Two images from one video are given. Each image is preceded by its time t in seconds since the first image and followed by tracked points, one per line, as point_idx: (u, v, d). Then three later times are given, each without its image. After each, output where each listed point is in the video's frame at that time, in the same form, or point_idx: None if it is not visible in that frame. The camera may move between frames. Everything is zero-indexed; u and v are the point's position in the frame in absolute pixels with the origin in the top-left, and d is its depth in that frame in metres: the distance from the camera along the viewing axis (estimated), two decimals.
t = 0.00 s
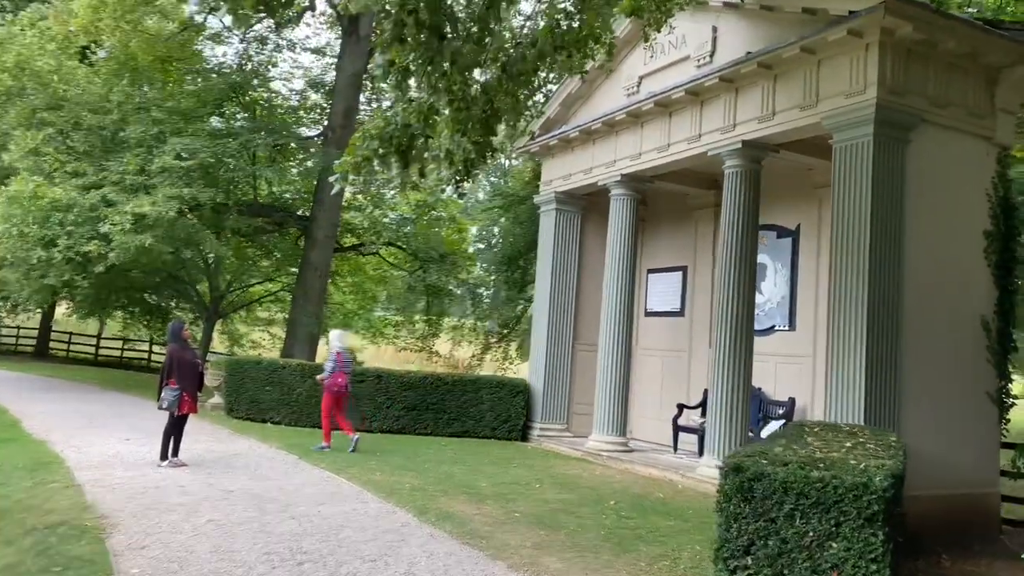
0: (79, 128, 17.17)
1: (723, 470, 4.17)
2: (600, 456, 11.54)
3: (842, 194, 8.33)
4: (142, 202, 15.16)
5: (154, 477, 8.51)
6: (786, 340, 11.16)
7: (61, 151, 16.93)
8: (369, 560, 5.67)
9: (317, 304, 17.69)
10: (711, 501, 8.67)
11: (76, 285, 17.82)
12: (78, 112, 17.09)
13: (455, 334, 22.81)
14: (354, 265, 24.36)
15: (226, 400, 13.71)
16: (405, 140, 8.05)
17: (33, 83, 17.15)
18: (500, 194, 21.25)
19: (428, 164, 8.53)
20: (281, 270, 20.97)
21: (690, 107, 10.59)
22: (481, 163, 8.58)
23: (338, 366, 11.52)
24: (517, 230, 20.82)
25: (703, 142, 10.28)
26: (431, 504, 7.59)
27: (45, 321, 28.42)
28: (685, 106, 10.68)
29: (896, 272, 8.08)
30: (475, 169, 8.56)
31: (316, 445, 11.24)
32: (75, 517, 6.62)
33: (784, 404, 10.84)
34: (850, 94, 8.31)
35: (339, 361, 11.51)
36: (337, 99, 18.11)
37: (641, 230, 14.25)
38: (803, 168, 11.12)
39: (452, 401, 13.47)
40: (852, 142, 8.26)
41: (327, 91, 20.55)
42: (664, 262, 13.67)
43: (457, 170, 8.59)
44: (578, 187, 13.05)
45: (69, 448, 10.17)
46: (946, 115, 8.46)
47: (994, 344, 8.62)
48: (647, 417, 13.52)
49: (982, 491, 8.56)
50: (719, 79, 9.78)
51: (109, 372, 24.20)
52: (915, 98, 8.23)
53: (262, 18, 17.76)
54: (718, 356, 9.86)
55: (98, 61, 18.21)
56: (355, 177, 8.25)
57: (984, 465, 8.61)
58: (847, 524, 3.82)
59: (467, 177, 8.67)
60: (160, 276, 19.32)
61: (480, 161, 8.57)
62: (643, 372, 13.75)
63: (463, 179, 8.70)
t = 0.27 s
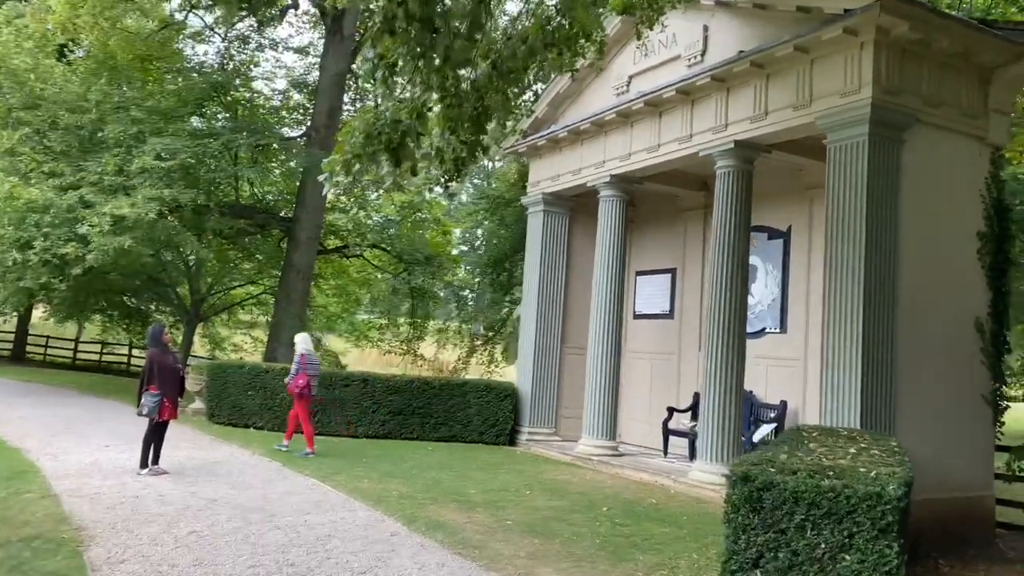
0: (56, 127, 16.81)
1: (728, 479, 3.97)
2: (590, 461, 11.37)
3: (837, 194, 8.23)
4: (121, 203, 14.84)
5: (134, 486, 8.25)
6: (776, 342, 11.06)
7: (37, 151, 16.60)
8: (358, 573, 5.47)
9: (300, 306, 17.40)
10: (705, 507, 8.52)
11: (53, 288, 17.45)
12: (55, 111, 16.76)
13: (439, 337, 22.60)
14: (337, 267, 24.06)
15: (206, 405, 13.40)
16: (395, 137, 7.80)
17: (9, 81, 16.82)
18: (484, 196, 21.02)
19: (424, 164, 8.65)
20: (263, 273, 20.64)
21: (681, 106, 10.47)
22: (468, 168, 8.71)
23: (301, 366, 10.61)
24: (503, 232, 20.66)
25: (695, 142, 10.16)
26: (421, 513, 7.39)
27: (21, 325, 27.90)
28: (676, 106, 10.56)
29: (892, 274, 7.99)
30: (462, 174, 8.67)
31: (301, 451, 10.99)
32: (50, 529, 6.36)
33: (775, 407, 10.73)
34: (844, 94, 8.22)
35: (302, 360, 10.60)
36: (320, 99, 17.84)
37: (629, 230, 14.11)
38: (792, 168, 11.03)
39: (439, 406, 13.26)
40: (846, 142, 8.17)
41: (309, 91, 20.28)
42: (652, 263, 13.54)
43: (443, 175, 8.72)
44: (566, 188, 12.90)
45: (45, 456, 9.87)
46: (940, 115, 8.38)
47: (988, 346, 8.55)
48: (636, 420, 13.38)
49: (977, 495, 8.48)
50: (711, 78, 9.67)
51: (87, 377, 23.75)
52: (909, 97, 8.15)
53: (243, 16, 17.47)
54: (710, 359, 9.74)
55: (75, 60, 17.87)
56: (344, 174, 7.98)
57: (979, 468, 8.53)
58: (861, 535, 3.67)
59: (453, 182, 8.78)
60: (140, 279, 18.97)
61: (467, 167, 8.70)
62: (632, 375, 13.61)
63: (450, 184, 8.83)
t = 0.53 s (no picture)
0: (39, 126, 16.53)
1: (741, 486, 3.90)
2: (583, 464, 11.21)
3: (835, 194, 8.12)
4: (105, 203, 14.58)
5: (117, 492, 8.02)
6: (771, 344, 10.95)
7: (19, 150, 16.30)
8: None
9: (287, 308, 17.16)
10: (702, 511, 8.36)
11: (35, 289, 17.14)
12: (37, 109, 16.48)
13: (428, 339, 22.40)
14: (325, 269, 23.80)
15: (192, 408, 13.16)
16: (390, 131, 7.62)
17: None
18: (474, 198, 20.89)
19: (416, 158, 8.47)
20: (250, 275, 20.36)
21: (676, 105, 10.35)
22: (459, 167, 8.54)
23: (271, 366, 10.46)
24: (493, 234, 20.50)
25: (689, 141, 10.04)
26: (414, 519, 7.21)
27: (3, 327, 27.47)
28: (670, 105, 10.44)
29: (891, 274, 7.89)
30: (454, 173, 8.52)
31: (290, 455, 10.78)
32: (29, 538, 6.14)
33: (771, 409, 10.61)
34: (842, 91, 8.12)
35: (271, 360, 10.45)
36: (309, 98, 17.63)
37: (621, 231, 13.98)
38: (787, 168, 10.93)
39: (430, 409, 13.06)
40: (845, 140, 8.06)
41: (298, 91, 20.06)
42: (645, 264, 13.41)
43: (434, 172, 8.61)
44: (558, 188, 12.76)
45: (25, 462, 9.62)
46: (939, 114, 8.30)
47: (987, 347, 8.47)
48: (630, 422, 13.23)
49: (978, 498, 8.37)
50: (706, 76, 9.54)
51: (70, 381, 23.39)
52: (908, 95, 8.06)
53: (230, 13, 17.22)
54: (706, 361, 9.60)
55: (59, 58, 17.58)
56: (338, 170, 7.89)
57: (979, 471, 8.42)
58: (877, 544, 3.55)
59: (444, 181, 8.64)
60: (125, 280, 18.69)
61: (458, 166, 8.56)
62: (625, 377, 13.47)
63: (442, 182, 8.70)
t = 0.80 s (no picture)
0: (16, 124, 16.18)
1: (750, 498, 3.70)
2: (574, 470, 11.00)
3: (833, 194, 7.99)
4: (84, 202, 14.24)
5: (94, 500, 7.74)
6: (765, 346, 10.80)
7: None
8: None
9: (271, 310, 16.85)
10: (697, 517, 8.18)
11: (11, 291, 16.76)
12: (15, 107, 16.16)
13: (414, 342, 22.14)
14: (310, 270, 23.45)
15: (173, 413, 12.85)
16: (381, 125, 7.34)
17: None
18: (460, 199, 20.68)
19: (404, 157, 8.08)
20: (233, 277, 20.02)
21: (668, 105, 10.19)
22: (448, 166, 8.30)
23: (237, 367, 10.29)
24: (480, 235, 20.28)
25: (682, 141, 9.88)
26: (403, 528, 6.98)
27: None
28: (662, 104, 10.28)
29: (889, 276, 7.76)
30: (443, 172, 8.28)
31: (274, 462, 10.51)
32: None
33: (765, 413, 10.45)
34: (839, 90, 7.99)
35: (238, 362, 10.28)
36: (293, 96, 17.34)
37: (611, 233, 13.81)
38: (781, 169, 10.81)
39: (417, 413, 12.82)
40: (842, 139, 7.93)
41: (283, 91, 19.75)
42: (635, 266, 13.25)
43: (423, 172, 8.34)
44: (547, 189, 12.57)
45: None
46: (936, 113, 8.19)
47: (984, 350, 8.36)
48: (620, 426, 13.06)
49: (977, 503, 8.25)
50: (700, 74, 9.39)
51: (49, 384, 22.94)
52: (906, 94, 7.93)
53: (214, 10, 16.90)
54: (700, 365, 9.44)
55: (37, 55, 17.18)
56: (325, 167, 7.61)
57: (978, 475, 8.30)
58: (897, 559, 3.38)
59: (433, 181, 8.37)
60: (105, 282, 18.32)
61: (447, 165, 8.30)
62: (615, 380, 13.30)
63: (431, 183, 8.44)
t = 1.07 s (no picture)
0: None
1: (760, 506, 3.56)
2: (564, 470, 10.82)
3: (829, 190, 7.85)
4: (62, 198, 13.92)
5: (70, 505, 7.48)
6: (757, 345, 10.67)
7: None
8: None
9: (254, 308, 16.55)
10: (691, 520, 8.02)
11: None
12: None
13: (399, 341, 21.90)
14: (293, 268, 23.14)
15: (154, 414, 12.57)
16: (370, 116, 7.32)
17: None
18: (446, 197, 20.46)
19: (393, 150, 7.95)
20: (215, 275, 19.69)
21: (660, 100, 10.03)
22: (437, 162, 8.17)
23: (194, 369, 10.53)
24: (467, 233, 20.09)
25: (675, 136, 9.72)
26: (392, 533, 6.77)
27: None
28: (654, 99, 10.13)
29: (886, 273, 7.63)
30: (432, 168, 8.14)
31: (257, 464, 10.26)
32: None
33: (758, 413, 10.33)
34: (836, 85, 7.85)
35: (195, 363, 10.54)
36: (277, 90, 17.04)
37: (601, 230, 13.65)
38: (774, 165, 10.69)
39: (403, 413, 12.59)
40: (839, 134, 7.79)
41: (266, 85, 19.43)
42: (625, 264, 13.09)
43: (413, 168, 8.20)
44: (536, 185, 12.39)
45: None
46: (933, 109, 8.07)
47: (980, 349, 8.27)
48: (610, 425, 12.91)
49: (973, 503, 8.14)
50: (693, 69, 9.23)
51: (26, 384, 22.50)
52: (903, 89, 7.81)
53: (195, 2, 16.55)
54: (692, 364, 9.29)
55: (14, 47, 16.77)
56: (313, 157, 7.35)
57: (974, 475, 8.21)
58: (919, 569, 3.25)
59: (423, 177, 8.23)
60: (84, 280, 17.96)
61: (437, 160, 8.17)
62: (605, 380, 13.14)
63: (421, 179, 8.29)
